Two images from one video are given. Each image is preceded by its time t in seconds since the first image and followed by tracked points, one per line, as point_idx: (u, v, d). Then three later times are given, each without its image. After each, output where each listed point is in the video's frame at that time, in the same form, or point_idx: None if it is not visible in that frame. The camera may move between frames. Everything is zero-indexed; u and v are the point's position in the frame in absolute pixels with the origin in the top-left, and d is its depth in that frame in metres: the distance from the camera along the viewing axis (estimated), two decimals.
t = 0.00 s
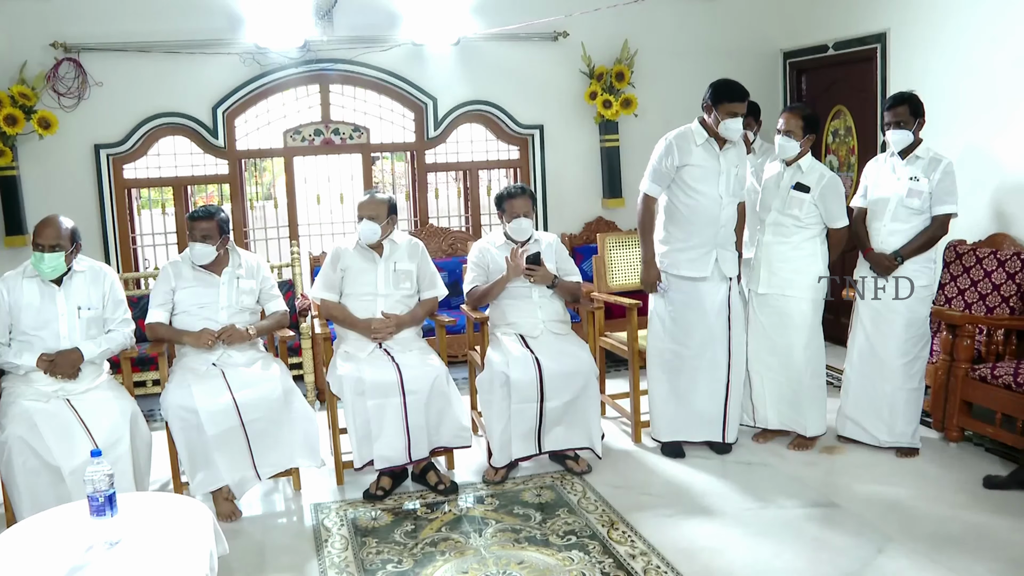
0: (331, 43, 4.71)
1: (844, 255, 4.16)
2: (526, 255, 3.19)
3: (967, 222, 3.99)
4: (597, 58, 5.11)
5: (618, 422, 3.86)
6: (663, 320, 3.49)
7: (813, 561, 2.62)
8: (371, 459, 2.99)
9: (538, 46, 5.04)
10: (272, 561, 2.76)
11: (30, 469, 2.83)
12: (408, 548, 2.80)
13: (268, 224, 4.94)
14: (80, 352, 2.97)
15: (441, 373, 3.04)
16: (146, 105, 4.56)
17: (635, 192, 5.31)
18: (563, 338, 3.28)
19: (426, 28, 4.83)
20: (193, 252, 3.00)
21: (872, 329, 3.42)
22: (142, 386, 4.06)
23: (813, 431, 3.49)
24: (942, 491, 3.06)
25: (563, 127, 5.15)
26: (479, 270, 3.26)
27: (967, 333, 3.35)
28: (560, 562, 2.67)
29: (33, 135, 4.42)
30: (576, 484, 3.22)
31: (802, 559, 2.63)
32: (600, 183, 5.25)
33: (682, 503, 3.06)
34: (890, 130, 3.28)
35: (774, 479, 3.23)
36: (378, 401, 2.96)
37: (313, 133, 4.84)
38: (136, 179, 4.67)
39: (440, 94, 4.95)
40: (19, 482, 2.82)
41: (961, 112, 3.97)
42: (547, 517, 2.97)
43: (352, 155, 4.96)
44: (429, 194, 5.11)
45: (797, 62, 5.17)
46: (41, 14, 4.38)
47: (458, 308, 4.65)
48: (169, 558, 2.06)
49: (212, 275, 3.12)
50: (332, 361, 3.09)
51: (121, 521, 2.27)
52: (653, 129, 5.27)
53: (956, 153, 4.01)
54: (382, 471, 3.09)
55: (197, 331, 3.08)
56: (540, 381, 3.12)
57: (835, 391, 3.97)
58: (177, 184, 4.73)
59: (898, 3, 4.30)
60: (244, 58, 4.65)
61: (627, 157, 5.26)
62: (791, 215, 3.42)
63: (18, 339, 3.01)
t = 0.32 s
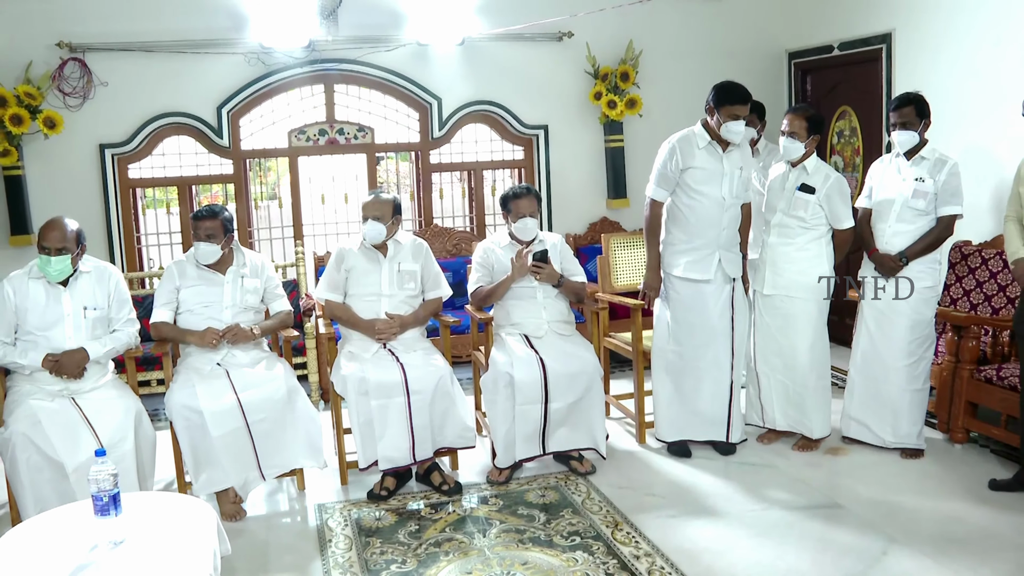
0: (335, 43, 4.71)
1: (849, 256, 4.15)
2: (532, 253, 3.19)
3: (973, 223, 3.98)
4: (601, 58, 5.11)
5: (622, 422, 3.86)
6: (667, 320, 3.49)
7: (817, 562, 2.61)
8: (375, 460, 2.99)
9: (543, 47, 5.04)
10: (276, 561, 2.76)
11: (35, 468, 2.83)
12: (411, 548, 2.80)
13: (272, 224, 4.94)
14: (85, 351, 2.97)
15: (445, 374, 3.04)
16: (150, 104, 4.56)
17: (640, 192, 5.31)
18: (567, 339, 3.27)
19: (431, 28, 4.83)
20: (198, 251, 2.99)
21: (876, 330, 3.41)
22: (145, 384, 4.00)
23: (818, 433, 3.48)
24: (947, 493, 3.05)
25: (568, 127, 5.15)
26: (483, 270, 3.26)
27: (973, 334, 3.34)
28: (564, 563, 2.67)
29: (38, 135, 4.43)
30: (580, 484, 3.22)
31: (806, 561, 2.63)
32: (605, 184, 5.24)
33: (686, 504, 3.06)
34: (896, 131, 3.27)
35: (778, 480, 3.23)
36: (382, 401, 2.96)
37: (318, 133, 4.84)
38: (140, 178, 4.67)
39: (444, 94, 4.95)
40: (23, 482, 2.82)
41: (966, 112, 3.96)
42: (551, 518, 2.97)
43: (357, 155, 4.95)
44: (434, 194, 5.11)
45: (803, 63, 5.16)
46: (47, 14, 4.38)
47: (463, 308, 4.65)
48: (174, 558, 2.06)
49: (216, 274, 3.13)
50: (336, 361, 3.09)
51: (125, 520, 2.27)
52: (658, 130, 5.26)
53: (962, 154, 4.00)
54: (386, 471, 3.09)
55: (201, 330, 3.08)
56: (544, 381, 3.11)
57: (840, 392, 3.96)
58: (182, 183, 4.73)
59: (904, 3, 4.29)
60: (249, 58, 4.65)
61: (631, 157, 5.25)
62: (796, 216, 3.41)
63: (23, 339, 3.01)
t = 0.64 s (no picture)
0: (346, 41, 4.72)
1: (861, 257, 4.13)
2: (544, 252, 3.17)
3: (985, 223, 3.96)
4: (612, 57, 5.10)
5: (632, 422, 3.85)
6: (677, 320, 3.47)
7: (827, 563, 2.60)
8: (385, 458, 2.99)
9: (553, 46, 5.03)
10: (285, 559, 2.77)
11: (46, 464, 2.84)
12: (420, 546, 2.80)
13: (283, 221, 4.95)
14: (97, 349, 2.99)
15: (455, 372, 3.04)
16: (162, 102, 4.57)
17: (651, 191, 5.30)
18: (578, 338, 3.27)
19: (442, 26, 4.84)
20: (209, 248, 2.99)
21: (887, 331, 3.40)
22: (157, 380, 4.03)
23: (828, 433, 3.47)
24: (958, 495, 3.03)
25: (578, 126, 5.14)
26: (494, 269, 3.26)
27: (985, 336, 3.33)
28: (573, 563, 2.66)
29: (51, 132, 4.45)
30: (590, 484, 3.21)
31: (816, 562, 2.62)
32: (616, 184, 5.24)
33: (695, 505, 3.05)
34: (908, 131, 3.26)
35: (788, 481, 3.21)
36: (391, 400, 2.96)
37: (329, 131, 4.85)
38: (152, 176, 4.68)
39: (455, 92, 4.94)
40: (33, 478, 2.83)
41: (979, 113, 3.94)
42: (560, 517, 2.97)
43: (368, 153, 4.95)
44: (444, 193, 5.11)
45: (814, 63, 5.15)
46: (60, 11, 4.40)
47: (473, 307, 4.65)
48: (184, 555, 2.07)
49: (226, 271, 3.13)
50: (346, 359, 3.09)
51: (135, 517, 2.28)
52: (669, 129, 5.25)
53: (974, 154, 3.98)
54: (396, 469, 3.09)
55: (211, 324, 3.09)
56: (554, 381, 3.11)
57: (850, 393, 3.95)
58: (193, 181, 4.74)
59: (917, 2, 4.27)
60: (260, 56, 4.66)
61: (642, 157, 5.25)
62: (809, 217, 3.40)
63: (35, 336, 3.03)
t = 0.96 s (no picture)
0: (365, 39, 4.73)
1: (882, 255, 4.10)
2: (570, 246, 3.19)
3: (1009, 221, 3.92)
4: (632, 55, 5.09)
5: (650, 420, 3.84)
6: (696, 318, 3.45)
7: (848, 563, 2.59)
8: (405, 456, 3.00)
9: (572, 43, 5.03)
10: (304, 555, 2.78)
11: (67, 460, 2.86)
12: (439, 544, 2.80)
13: (302, 219, 4.96)
14: (118, 346, 2.99)
15: (474, 369, 3.04)
16: (181, 100, 4.59)
17: (670, 189, 5.28)
18: (597, 336, 3.26)
19: (461, 24, 4.84)
20: (234, 242, 3.03)
21: (909, 330, 3.37)
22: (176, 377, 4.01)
23: (848, 433, 3.44)
24: (979, 496, 3.01)
25: (597, 125, 5.13)
26: (513, 267, 3.25)
27: (1009, 335, 3.26)
28: (591, 561, 2.66)
29: (73, 130, 4.48)
30: (608, 482, 3.21)
31: (837, 562, 2.60)
32: (634, 182, 5.23)
33: (714, 503, 3.04)
34: (930, 128, 3.24)
35: (807, 481, 3.19)
36: (411, 397, 2.97)
37: (348, 129, 4.85)
38: (172, 173, 4.70)
39: (474, 90, 4.95)
40: (53, 473, 2.85)
41: (1002, 110, 3.90)
42: (578, 515, 2.96)
43: (387, 151, 4.96)
44: (463, 190, 5.10)
45: (834, 60, 5.12)
46: (82, 11, 4.44)
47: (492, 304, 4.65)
48: (205, 551, 2.07)
49: (246, 267, 3.14)
50: (364, 357, 3.07)
51: (155, 512, 2.29)
52: (688, 127, 5.23)
53: (998, 152, 3.95)
54: (414, 466, 3.09)
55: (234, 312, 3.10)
56: (574, 378, 3.11)
57: (871, 393, 3.92)
58: (212, 179, 4.75)
59: None
60: (279, 54, 4.67)
61: (660, 155, 5.23)
62: (828, 215, 3.38)
63: (56, 334, 3.03)
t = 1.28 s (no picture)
0: (401, 32, 4.74)
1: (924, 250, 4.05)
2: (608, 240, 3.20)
3: None
4: (668, 48, 5.05)
5: (685, 415, 3.81)
6: (732, 312, 3.42)
7: (887, 560, 2.56)
8: (440, 448, 3.00)
9: (608, 36, 5.00)
10: (339, 546, 2.79)
11: (107, 449, 2.89)
12: (474, 537, 2.81)
13: (338, 212, 4.99)
14: (158, 337, 3.03)
15: (509, 363, 3.04)
16: (218, 94, 4.63)
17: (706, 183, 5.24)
18: (634, 330, 3.25)
19: (498, 17, 4.84)
20: (270, 235, 3.02)
21: (950, 326, 3.32)
22: (214, 369, 4.03)
23: (887, 430, 3.39)
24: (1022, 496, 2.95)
25: (633, 118, 5.10)
26: (549, 260, 3.24)
27: None
28: (627, 556, 2.64)
29: (113, 124, 4.54)
30: (644, 477, 3.19)
31: (877, 560, 2.57)
32: (671, 175, 5.20)
33: (751, 500, 3.01)
34: (973, 121, 3.18)
35: (845, 478, 3.16)
36: (447, 390, 2.97)
37: (384, 122, 4.86)
38: (209, 166, 4.73)
39: (510, 83, 4.94)
40: (94, 459, 2.88)
41: None
42: (614, 510, 2.95)
43: (423, 144, 4.96)
44: (499, 184, 5.11)
45: (874, 52, 5.08)
46: (123, 5, 4.49)
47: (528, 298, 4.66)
48: (244, 542, 2.08)
49: (283, 260, 3.14)
50: (401, 349, 3.10)
51: (194, 502, 2.31)
52: (725, 120, 5.19)
53: None
54: (450, 459, 3.10)
55: (272, 317, 3.12)
56: (610, 373, 3.10)
57: (910, 390, 3.87)
58: (250, 172, 4.79)
59: None
60: (316, 47, 4.70)
61: (697, 148, 5.20)
62: (867, 208, 3.33)
63: (98, 326, 3.06)
